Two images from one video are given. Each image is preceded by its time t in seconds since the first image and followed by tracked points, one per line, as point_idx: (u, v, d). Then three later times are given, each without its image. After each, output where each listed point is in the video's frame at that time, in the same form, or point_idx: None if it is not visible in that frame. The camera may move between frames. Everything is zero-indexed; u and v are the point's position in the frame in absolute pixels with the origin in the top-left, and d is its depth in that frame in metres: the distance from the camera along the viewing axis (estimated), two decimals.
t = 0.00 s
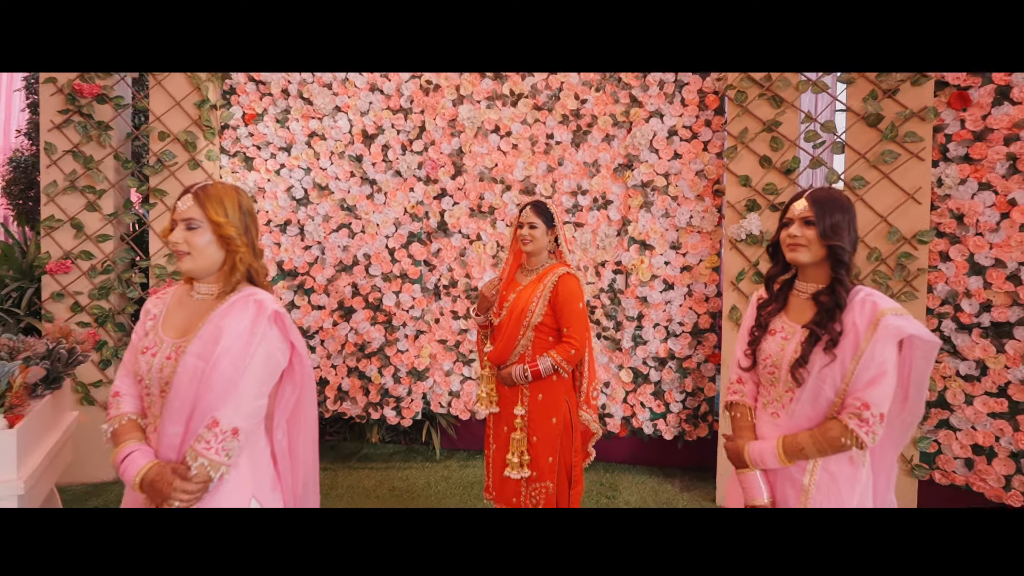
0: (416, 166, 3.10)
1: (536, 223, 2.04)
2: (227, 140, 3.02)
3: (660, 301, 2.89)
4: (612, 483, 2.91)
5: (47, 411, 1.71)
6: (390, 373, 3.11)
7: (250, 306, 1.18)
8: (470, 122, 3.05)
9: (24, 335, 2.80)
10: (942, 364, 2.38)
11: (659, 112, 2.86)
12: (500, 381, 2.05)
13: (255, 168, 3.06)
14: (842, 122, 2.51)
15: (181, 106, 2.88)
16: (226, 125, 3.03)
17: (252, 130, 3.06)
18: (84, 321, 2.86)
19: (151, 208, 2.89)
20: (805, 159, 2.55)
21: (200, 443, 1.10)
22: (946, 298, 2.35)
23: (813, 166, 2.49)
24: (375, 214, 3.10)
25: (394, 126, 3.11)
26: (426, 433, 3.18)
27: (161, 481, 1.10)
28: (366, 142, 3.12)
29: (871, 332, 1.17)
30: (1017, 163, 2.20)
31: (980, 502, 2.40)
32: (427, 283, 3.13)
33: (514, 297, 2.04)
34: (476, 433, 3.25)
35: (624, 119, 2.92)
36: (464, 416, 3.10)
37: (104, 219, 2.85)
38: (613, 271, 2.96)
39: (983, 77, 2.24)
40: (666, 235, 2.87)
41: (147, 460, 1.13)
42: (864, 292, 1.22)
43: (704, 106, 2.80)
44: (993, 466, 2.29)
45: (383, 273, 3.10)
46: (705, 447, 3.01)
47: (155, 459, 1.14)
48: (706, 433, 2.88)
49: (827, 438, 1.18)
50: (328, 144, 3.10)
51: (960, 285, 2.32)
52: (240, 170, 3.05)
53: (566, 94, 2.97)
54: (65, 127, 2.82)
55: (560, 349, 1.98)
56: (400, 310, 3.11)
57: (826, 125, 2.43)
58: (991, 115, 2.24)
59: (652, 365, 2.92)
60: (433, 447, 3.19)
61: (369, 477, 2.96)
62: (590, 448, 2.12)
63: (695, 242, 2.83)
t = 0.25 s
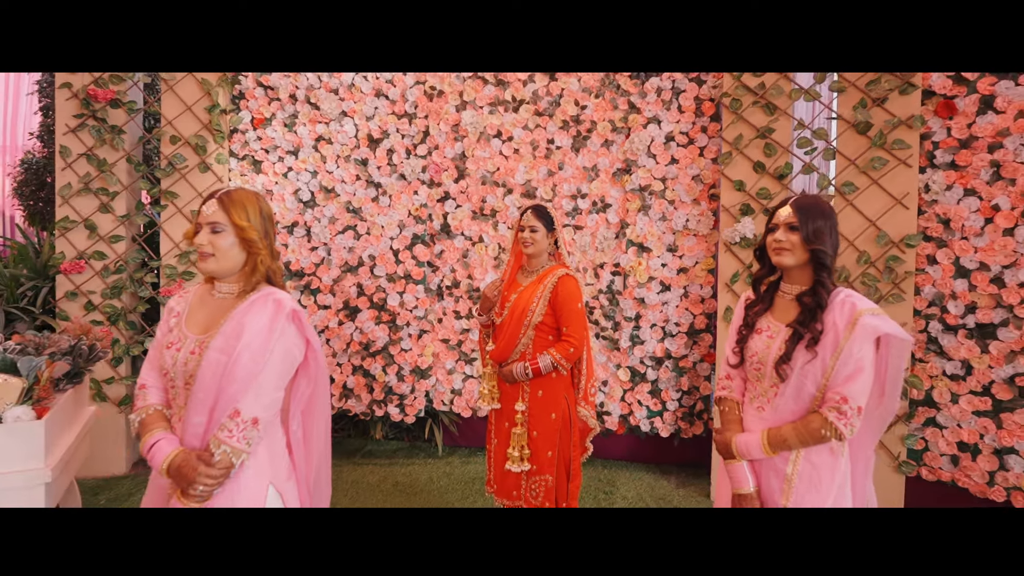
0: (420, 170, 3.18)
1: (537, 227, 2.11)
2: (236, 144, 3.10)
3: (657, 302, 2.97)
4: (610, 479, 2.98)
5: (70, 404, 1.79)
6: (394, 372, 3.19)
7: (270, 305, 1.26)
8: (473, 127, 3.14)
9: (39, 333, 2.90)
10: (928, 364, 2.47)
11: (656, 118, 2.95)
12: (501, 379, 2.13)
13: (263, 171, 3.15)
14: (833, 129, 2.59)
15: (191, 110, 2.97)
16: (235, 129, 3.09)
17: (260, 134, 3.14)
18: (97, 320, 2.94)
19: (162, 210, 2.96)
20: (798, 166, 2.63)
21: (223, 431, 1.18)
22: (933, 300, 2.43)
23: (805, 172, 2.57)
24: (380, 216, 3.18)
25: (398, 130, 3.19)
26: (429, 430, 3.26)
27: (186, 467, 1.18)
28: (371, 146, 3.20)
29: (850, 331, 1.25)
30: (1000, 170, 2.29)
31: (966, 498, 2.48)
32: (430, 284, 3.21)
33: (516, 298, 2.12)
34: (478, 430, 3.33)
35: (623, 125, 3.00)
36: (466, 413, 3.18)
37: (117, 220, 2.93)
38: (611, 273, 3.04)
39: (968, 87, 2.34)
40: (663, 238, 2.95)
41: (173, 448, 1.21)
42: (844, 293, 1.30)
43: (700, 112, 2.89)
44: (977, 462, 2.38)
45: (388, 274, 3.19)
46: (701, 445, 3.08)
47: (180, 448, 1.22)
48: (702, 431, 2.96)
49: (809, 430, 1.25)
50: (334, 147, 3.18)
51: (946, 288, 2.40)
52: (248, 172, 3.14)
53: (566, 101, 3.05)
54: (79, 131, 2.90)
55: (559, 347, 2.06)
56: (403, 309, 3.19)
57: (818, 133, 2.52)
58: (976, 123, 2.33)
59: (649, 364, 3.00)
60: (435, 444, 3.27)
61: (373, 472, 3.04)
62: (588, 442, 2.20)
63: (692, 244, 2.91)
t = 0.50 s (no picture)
0: (422, 174, 3.27)
1: (537, 230, 2.19)
2: (243, 148, 3.17)
3: (653, 303, 3.05)
4: (606, 475, 3.06)
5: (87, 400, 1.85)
6: (397, 370, 3.27)
7: (285, 304, 1.35)
8: (475, 133, 3.23)
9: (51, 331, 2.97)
10: (914, 364, 2.55)
11: (653, 124, 3.03)
12: (502, 376, 2.21)
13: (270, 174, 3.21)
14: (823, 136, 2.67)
15: (201, 115, 3.05)
16: (242, 133, 3.18)
17: (267, 137, 3.21)
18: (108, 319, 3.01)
19: (171, 212, 3.04)
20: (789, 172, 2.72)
21: (242, 421, 1.25)
22: (918, 302, 2.52)
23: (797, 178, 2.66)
24: (384, 218, 3.27)
25: (402, 135, 3.28)
26: (430, 428, 3.34)
27: (207, 454, 1.26)
28: (375, 150, 3.29)
29: (829, 330, 1.33)
30: (983, 177, 2.38)
31: (951, 494, 2.56)
32: (432, 285, 3.29)
33: (516, 298, 2.20)
34: (478, 428, 3.41)
35: (620, 131, 3.09)
36: (467, 411, 3.26)
37: (128, 221, 3.01)
38: (609, 274, 3.12)
39: (953, 97, 2.43)
40: (659, 241, 3.03)
41: (194, 437, 1.29)
42: (824, 294, 1.39)
43: (695, 119, 2.97)
44: (961, 458, 2.46)
45: (391, 275, 3.27)
46: (696, 443, 3.16)
47: (201, 437, 1.29)
48: (696, 429, 3.04)
49: (791, 423, 1.34)
50: (339, 151, 3.26)
51: (931, 290, 2.49)
52: (256, 176, 3.20)
53: (565, 107, 3.14)
54: (91, 135, 2.98)
55: (558, 346, 2.15)
56: (406, 310, 3.27)
57: (808, 140, 2.60)
58: (960, 131, 2.42)
59: (645, 363, 3.08)
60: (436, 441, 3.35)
61: (376, 468, 3.11)
62: (585, 438, 2.28)
63: (686, 247, 2.99)
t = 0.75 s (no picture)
0: (423, 177, 3.34)
1: (535, 233, 2.26)
2: (248, 151, 3.23)
3: (649, 305, 3.13)
4: (602, 473, 3.13)
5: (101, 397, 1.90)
6: (398, 369, 3.35)
7: (296, 303, 1.42)
8: (475, 137, 3.30)
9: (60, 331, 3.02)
10: (901, 364, 2.63)
11: (649, 130, 3.11)
12: (501, 374, 2.28)
13: (274, 177, 3.27)
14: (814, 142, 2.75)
15: (207, 119, 3.12)
16: (247, 137, 3.25)
17: (271, 141, 3.27)
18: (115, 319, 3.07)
19: (177, 214, 3.10)
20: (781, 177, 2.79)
21: (255, 415, 1.32)
22: (905, 303, 2.60)
23: (788, 183, 2.73)
24: (385, 221, 3.34)
25: (404, 139, 3.35)
26: (430, 426, 3.41)
27: (222, 446, 1.32)
28: (377, 154, 3.36)
29: (812, 329, 1.41)
30: (967, 183, 2.45)
31: (936, 490, 2.64)
32: (433, 286, 3.37)
33: (515, 299, 2.28)
34: (477, 427, 3.48)
35: (617, 136, 3.17)
36: (466, 410, 3.33)
37: (135, 223, 3.07)
38: (605, 276, 3.19)
39: (938, 105, 2.52)
40: (654, 244, 3.11)
41: (210, 429, 1.36)
42: (808, 296, 1.46)
43: (690, 125, 3.04)
44: (945, 455, 2.54)
45: (392, 276, 3.34)
46: (690, 441, 3.23)
47: (216, 429, 1.36)
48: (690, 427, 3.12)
49: (775, 417, 1.41)
50: (342, 155, 3.34)
51: (918, 292, 2.57)
52: (260, 178, 3.25)
53: (563, 112, 3.21)
54: (99, 138, 3.03)
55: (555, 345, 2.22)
56: (407, 310, 3.35)
57: (799, 146, 2.68)
58: (945, 139, 2.50)
59: (641, 363, 3.16)
60: (436, 439, 3.41)
61: (377, 465, 3.18)
62: (581, 435, 2.35)
63: (681, 250, 3.07)
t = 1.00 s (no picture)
0: (424, 180, 3.42)
1: (533, 236, 2.33)
2: (252, 154, 3.30)
3: (644, 305, 3.20)
4: (598, 469, 3.21)
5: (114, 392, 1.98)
6: (398, 368, 3.42)
7: (306, 302, 1.49)
8: (474, 141, 3.38)
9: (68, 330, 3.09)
10: (887, 363, 2.71)
11: (644, 135, 3.19)
12: (499, 372, 2.36)
13: (278, 180, 3.35)
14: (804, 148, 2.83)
15: (212, 122, 3.19)
16: (251, 140, 3.31)
17: (275, 145, 3.35)
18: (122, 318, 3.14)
19: (183, 215, 3.17)
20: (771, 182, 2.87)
21: (267, 408, 1.39)
22: (891, 305, 2.69)
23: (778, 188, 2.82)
24: (387, 223, 3.42)
25: (405, 143, 3.43)
26: (430, 424, 3.49)
27: (236, 436, 1.39)
28: (379, 157, 3.44)
29: (794, 327, 1.49)
30: (950, 188, 2.55)
31: (920, 486, 2.73)
32: (433, 287, 3.44)
33: (513, 300, 2.35)
34: (476, 425, 3.56)
35: (613, 141, 3.25)
36: (465, 408, 3.40)
37: (141, 224, 3.13)
38: (601, 277, 3.28)
39: (923, 113, 2.61)
40: (649, 246, 3.19)
41: (224, 421, 1.43)
42: (791, 296, 1.54)
43: (684, 130, 3.12)
44: (929, 452, 2.63)
45: (393, 277, 3.42)
46: (683, 439, 3.32)
47: (229, 421, 1.43)
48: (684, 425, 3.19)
49: (759, 412, 1.49)
50: (344, 158, 3.41)
51: (903, 294, 2.66)
52: (264, 181, 3.32)
53: (561, 118, 3.29)
54: (107, 141, 3.10)
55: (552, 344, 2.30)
56: (407, 311, 3.43)
57: (789, 152, 2.77)
58: (929, 146, 2.59)
59: (636, 363, 3.24)
60: (435, 437, 3.49)
61: (378, 462, 3.25)
62: (577, 431, 2.43)
63: (675, 252, 3.14)
